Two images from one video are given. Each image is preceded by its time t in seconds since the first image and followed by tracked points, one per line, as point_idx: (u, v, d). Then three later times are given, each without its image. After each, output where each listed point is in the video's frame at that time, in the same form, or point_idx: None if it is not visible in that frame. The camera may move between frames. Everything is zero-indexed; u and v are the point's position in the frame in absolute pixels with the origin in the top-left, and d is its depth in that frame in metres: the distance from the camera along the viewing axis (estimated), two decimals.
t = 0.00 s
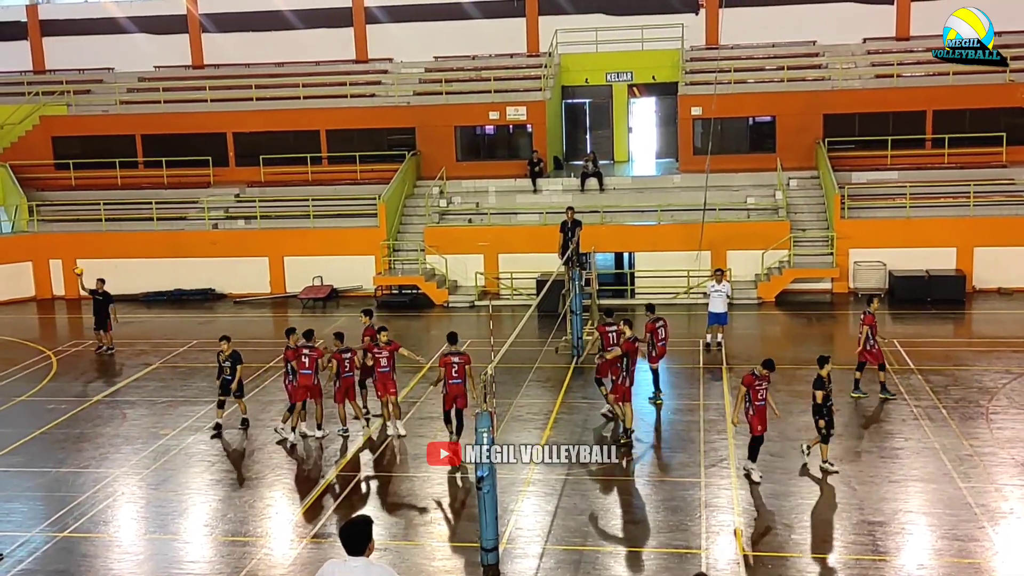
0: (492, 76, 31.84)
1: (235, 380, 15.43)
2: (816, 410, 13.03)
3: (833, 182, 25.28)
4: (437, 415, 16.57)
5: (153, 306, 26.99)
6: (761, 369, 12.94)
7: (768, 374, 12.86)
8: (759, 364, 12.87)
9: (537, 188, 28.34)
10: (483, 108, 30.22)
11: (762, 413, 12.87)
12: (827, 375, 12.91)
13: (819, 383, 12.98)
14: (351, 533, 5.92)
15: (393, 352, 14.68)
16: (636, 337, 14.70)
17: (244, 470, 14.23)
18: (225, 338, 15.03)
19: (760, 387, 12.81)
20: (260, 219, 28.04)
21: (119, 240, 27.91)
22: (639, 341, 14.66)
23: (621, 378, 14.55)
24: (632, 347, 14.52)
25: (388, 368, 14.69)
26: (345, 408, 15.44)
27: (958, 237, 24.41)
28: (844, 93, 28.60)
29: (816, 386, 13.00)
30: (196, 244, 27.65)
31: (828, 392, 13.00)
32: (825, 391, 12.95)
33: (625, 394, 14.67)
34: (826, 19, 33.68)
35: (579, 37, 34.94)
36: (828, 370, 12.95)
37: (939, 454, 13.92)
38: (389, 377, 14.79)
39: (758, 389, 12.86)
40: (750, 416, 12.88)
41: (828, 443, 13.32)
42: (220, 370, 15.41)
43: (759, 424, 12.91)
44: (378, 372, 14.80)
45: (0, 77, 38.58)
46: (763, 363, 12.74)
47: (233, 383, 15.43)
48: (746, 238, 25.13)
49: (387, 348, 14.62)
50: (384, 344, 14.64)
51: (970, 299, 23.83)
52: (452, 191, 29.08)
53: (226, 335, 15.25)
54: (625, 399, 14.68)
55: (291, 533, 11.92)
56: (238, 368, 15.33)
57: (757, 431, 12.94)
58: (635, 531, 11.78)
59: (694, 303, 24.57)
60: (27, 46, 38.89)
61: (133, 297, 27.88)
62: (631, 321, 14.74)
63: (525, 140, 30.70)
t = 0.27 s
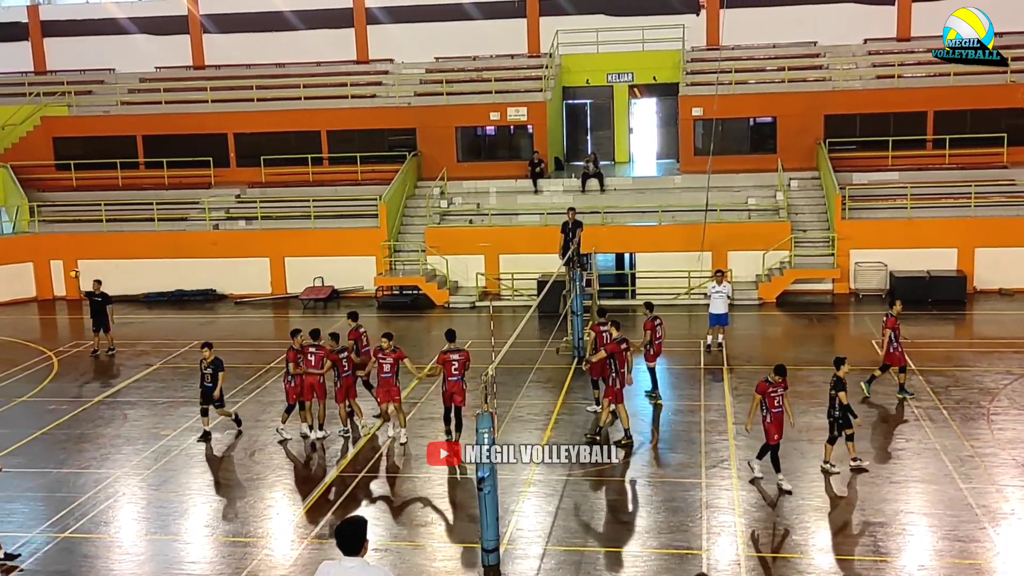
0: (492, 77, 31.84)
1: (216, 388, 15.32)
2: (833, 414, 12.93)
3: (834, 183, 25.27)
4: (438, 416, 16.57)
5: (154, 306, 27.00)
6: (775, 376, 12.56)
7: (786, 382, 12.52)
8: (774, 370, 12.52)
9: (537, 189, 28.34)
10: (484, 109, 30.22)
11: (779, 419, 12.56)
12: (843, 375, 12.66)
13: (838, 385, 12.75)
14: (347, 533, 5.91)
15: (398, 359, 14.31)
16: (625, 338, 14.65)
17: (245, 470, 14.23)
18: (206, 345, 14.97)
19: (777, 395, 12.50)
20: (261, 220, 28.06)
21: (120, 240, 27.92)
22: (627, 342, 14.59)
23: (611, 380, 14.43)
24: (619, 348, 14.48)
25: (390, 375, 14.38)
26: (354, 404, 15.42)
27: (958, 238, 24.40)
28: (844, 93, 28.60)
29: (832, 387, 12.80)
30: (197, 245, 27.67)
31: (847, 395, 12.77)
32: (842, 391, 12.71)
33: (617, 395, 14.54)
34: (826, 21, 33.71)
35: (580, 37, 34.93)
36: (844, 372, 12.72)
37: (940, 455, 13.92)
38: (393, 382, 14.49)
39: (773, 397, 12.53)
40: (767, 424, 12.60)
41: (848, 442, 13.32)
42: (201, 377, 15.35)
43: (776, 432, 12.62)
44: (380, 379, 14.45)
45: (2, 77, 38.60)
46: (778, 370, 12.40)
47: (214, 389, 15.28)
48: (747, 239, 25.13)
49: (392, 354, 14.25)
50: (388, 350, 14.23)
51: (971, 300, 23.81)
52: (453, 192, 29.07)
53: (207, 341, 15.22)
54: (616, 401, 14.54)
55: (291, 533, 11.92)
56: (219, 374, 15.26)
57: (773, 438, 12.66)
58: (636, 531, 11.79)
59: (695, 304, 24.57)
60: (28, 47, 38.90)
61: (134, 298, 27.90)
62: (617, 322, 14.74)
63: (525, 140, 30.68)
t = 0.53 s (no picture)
0: (493, 77, 31.83)
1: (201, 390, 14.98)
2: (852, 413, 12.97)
3: (835, 184, 25.27)
4: (439, 417, 16.57)
5: (154, 307, 27.00)
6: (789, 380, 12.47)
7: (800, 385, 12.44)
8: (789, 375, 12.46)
9: (538, 189, 28.34)
10: (485, 109, 30.22)
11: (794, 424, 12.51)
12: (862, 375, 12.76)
13: (857, 385, 12.83)
14: (346, 533, 5.89)
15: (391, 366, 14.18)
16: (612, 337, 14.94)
17: (245, 471, 14.23)
18: (190, 349, 14.55)
19: (793, 399, 12.43)
20: (262, 220, 28.06)
21: (121, 241, 27.93)
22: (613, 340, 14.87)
23: (597, 378, 14.74)
24: (604, 345, 14.75)
25: (388, 379, 14.26)
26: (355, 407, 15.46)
27: (959, 239, 24.38)
28: (845, 94, 28.61)
29: (851, 387, 12.88)
30: (198, 246, 27.67)
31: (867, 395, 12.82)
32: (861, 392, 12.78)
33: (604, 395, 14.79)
34: (827, 21, 33.73)
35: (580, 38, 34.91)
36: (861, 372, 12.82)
37: (941, 456, 13.91)
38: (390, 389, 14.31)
39: (791, 401, 12.45)
40: (785, 428, 12.55)
41: (868, 444, 13.31)
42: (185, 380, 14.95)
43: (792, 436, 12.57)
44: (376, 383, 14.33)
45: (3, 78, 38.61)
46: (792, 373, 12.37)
47: (200, 393, 14.94)
48: (748, 239, 25.12)
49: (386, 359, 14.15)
50: (384, 355, 14.15)
51: (972, 300, 23.81)
52: (454, 193, 29.06)
53: (192, 345, 14.78)
54: (600, 401, 14.76)
55: (292, 534, 11.92)
56: (205, 379, 14.88)
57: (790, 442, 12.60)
58: (637, 532, 11.78)
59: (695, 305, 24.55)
60: (30, 47, 38.91)
61: (135, 298, 27.90)
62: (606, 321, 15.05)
63: (526, 141, 30.65)
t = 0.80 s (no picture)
0: (494, 78, 31.83)
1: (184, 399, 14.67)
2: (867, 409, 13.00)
3: (835, 185, 25.26)
4: (440, 418, 16.57)
5: (155, 308, 26.99)
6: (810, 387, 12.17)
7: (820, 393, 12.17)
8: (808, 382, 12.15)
9: (539, 190, 28.32)
10: (486, 110, 30.22)
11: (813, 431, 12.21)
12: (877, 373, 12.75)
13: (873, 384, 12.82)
14: (347, 532, 5.89)
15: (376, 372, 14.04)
16: (602, 336, 14.75)
17: (246, 472, 14.24)
18: (175, 355, 14.30)
19: (813, 406, 12.15)
20: (263, 221, 28.07)
21: (122, 242, 27.94)
22: (603, 340, 14.73)
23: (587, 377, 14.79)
24: (593, 345, 14.61)
25: (372, 387, 14.06)
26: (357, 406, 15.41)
27: (960, 239, 24.37)
28: (846, 95, 28.61)
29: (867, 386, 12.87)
30: (199, 247, 27.68)
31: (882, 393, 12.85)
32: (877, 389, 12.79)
33: (597, 393, 14.85)
34: (827, 22, 33.74)
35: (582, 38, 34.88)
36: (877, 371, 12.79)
37: (942, 456, 13.91)
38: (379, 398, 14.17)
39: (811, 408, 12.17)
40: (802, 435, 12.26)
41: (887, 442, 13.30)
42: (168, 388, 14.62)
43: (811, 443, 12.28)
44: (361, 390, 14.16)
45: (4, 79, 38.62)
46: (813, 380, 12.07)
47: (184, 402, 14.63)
48: (749, 240, 25.12)
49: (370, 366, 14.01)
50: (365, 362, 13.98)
51: (973, 301, 23.80)
52: (455, 193, 29.04)
53: (176, 352, 14.47)
54: (591, 400, 14.86)
55: (293, 535, 11.92)
56: (189, 388, 14.58)
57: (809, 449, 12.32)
58: (637, 533, 11.78)
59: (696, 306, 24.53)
60: (31, 48, 38.93)
61: (136, 299, 27.90)
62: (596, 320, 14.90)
63: (527, 142, 30.62)
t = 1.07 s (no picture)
0: (495, 79, 31.84)
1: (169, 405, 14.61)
2: (885, 410, 12.95)
3: (836, 185, 25.26)
4: (440, 418, 16.58)
5: (156, 308, 26.99)
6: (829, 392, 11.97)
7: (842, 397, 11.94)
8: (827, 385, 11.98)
9: (540, 191, 28.31)
10: (487, 111, 30.23)
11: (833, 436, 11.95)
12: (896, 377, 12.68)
13: (893, 387, 12.77)
14: (346, 534, 5.90)
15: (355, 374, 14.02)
16: (592, 337, 14.72)
17: (247, 472, 14.26)
18: (162, 361, 14.11)
19: (832, 409, 11.93)
20: (264, 222, 28.07)
21: (123, 242, 27.95)
22: (593, 341, 14.71)
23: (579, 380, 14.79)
24: (582, 347, 14.60)
25: (351, 391, 14.08)
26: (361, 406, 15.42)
27: (961, 240, 24.35)
28: (847, 96, 28.59)
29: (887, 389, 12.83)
30: (200, 247, 27.69)
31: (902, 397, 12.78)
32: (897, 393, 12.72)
33: (588, 394, 14.87)
34: (828, 23, 33.75)
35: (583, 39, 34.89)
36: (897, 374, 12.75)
37: (943, 457, 13.91)
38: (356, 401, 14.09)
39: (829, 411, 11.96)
40: (823, 440, 11.99)
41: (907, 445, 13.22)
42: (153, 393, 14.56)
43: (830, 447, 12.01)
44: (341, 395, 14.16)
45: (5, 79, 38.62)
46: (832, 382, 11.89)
47: (168, 407, 14.59)
48: (750, 240, 25.12)
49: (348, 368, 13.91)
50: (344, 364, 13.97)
51: (974, 301, 23.78)
52: (456, 194, 29.02)
53: (164, 356, 14.40)
54: (585, 401, 14.89)
55: (294, 535, 11.93)
56: (174, 392, 14.54)
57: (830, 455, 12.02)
58: (638, 533, 11.78)
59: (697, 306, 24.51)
60: (32, 49, 38.95)
61: (137, 299, 27.90)
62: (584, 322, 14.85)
63: (528, 142, 30.60)
